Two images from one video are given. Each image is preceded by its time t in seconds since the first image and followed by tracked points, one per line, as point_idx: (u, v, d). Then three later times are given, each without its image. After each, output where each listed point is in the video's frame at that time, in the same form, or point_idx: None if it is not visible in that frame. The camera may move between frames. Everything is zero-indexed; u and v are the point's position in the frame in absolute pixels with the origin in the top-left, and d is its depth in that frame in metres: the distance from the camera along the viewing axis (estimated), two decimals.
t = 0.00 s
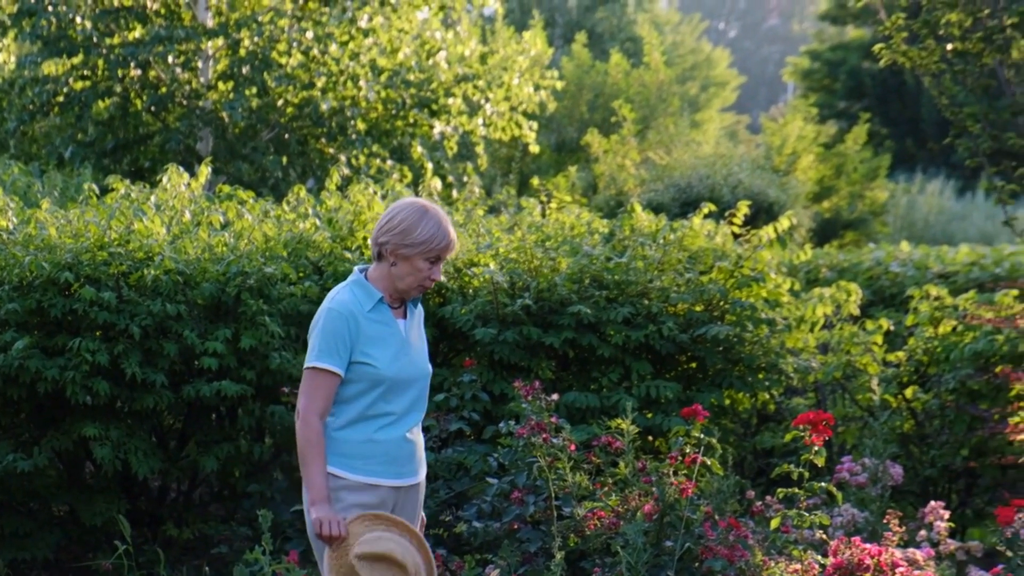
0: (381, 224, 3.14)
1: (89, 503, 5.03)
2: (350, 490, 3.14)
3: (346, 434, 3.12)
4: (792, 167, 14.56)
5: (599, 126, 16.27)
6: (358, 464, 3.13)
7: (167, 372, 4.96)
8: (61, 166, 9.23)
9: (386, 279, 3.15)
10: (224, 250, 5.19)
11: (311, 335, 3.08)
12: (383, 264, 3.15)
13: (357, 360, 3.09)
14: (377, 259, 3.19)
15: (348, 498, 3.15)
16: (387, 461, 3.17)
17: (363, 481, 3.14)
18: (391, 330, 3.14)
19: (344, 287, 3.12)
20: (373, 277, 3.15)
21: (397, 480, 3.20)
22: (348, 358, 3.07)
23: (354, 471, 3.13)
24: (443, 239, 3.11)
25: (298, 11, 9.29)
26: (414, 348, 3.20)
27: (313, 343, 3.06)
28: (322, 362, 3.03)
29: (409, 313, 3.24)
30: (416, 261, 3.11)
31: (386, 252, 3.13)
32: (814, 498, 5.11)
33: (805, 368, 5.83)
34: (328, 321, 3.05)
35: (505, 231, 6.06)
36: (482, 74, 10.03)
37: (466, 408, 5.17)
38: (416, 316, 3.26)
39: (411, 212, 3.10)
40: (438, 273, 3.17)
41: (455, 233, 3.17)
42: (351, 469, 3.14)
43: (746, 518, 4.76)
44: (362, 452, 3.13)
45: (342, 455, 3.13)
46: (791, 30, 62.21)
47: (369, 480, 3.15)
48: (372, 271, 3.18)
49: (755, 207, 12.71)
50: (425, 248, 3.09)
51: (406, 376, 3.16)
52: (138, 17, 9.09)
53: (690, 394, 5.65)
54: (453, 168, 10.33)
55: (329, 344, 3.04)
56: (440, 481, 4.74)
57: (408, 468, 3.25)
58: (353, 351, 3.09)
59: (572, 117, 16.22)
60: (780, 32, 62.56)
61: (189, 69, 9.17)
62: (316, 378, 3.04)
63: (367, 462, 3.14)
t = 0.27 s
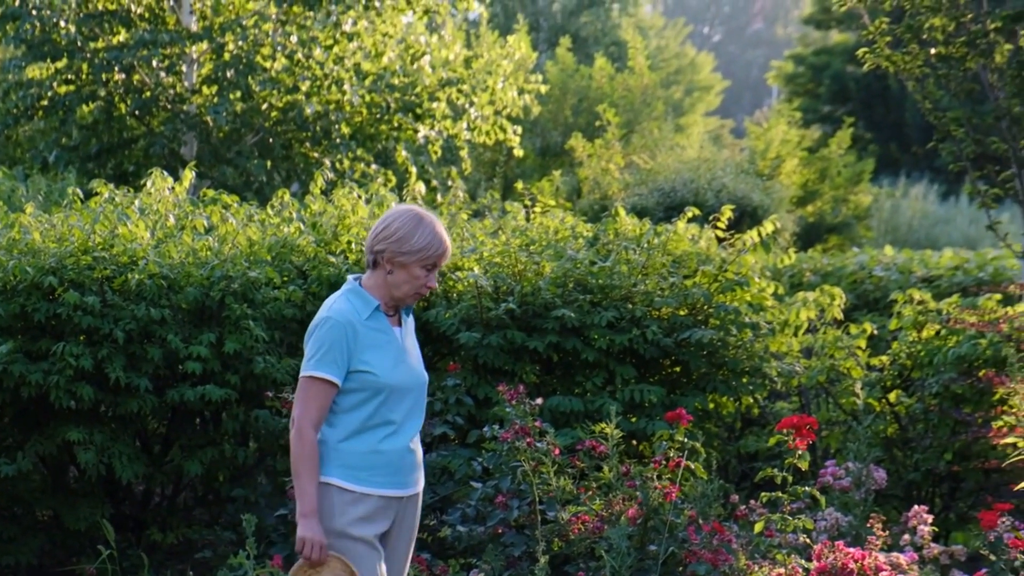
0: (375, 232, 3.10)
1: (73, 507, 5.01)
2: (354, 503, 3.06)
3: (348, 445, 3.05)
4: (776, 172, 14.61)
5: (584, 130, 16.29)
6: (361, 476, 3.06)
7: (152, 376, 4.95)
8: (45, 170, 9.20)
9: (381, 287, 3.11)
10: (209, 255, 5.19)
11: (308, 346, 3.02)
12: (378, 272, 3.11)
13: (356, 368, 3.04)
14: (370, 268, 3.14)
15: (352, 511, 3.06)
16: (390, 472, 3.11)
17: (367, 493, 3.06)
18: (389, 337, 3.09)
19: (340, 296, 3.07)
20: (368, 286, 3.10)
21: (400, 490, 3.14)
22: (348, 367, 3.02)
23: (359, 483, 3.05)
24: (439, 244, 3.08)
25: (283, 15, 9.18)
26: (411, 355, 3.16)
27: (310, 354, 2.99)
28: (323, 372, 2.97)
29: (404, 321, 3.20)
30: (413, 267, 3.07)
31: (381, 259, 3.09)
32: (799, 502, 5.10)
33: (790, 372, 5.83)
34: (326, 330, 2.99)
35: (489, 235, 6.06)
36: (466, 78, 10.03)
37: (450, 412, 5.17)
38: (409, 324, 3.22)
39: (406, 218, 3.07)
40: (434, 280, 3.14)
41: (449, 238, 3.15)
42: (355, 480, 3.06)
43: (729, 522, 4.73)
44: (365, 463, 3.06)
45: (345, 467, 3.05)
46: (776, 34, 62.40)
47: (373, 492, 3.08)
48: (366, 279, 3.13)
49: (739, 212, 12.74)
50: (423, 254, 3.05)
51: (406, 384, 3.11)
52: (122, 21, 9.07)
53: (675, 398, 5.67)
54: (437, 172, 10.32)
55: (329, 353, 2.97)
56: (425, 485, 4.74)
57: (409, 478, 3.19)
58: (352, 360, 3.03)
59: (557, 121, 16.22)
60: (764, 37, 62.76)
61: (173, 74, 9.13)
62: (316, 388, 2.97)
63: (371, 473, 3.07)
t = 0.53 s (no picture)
0: (368, 231, 3.03)
1: (52, 510, 5.00)
2: (359, 505, 2.99)
3: (351, 447, 2.98)
4: (757, 175, 14.67)
5: (565, 134, 16.32)
6: (364, 477, 2.99)
7: (132, 379, 4.94)
8: (25, 172, 9.18)
9: (377, 287, 3.04)
10: (189, 258, 5.18)
11: (306, 349, 2.94)
12: (373, 272, 3.04)
13: (356, 370, 2.97)
14: (363, 269, 3.07)
15: (356, 513, 2.99)
16: (394, 472, 3.05)
17: (371, 495, 3.00)
18: (386, 337, 3.03)
19: (335, 297, 3.00)
20: (363, 286, 3.03)
21: (404, 491, 3.08)
22: (349, 369, 2.95)
23: (365, 485, 2.99)
24: (434, 242, 3.03)
25: (263, 18, 9.23)
26: (408, 354, 3.10)
27: (309, 356, 2.92)
28: (323, 374, 2.90)
29: (397, 321, 3.14)
30: (408, 267, 3.01)
31: (375, 259, 3.02)
32: (779, 505, 5.14)
33: (770, 376, 5.88)
34: (325, 332, 2.92)
35: (470, 238, 6.06)
36: (447, 82, 10.03)
37: (431, 415, 5.18)
38: (402, 324, 3.16)
39: (399, 217, 3.00)
40: (428, 279, 3.09)
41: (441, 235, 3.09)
42: (359, 482, 2.98)
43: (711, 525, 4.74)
44: (370, 464, 3.00)
45: (350, 469, 2.98)
46: (757, 38, 62.64)
47: (376, 493, 3.01)
48: (359, 280, 3.06)
49: (721, 215, 12.78)
50: (418, 253, 2.99)
51: (406, 382, 3.04)
52: (103, 23, 9.03)
53: (655, 401, 5.68)
54: (418, 175, 10.33)
55: (329, 355, 2.90)
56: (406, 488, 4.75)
57: (411, 479, 3.13)
58: (352, 361, 2.96)
59: (538, 125, 16.24)
60: (745, 40, 62.99)
61: (154, 76, 9.15)
62: (316, 390, 2.90)
63: (375, 474, 3.01)
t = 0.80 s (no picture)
0: (360, 233, 2.96)
1: (31, 513, 4.98)
2: (360, 508, 2.91)
3: (351, 449, 2.91)
4: (737, 178, 14.73)
5: (545, 136, 16.35)
6: (367, 480, 2.92)
7: (111, 382, 4.93)
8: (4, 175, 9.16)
9: (370, 289, 2.97)
10: (169, 260, 5.17)
11: (300, 352, 2.87)
12: (366, 274, 2.97)
13: (353, 371, 2.90)
14: (354, 271, 3.00)
15: (358, 517, 2.91)
16: (393, 474, 2.98)
17: (372, 497, 2.92)
18: (380, 338, 2.96)
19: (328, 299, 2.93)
20: (355, 288, 2.96)
21: (404, 493, 3.00)
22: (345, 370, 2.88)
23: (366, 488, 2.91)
24: (428, 242, 2.96)
25: (244, 20, 9.24)
26: (403, 355, 3.03)
27: (304, 359, 2.85)
28: (318, 377, 2.83)
29: (390, 322, 3.07)
30: (402, 269, 2.93)
31: (367, 260, 2.95)
32: (759, 507, 5.18)
33: (750, 378, 5.94)
34: (319, 334, 2.85)
35: (450, 241, 6.07)
36: (428, 84, 10.02)
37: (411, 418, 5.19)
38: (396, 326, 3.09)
39: (392, 218, 2.94)
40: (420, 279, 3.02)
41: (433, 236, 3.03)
42: (359, 485, 2.91)
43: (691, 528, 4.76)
44: (370, 466, 2.92)
45: (351, 471, 2.90)
46: (737, 41, 62.85)
47: (377, 496, 2.93)
48: (352, 282, 2.99)
49: (700, 218, 12.83)
50: (412, 254, 2.92)
51: (402, 383, 2.98)
52: (83, 25, 9.00)
53: (635, 403, 5.70)
54: (399, 178, 10.32)
55: (324, 357, 2.83)
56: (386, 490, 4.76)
57: (410, 481, 3.05)
58: (347, 362, 2.89)
59: (518, 127, 16.26)
60: (725, 43, 63.21)
61: (133, 79, 9.11)
62: (313, 392, 2.83)
63: (376, 476, 2.93)
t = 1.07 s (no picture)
0: (354, 239, 2.94)
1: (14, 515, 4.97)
2: (354, 511, 2.92)
3: (346, 453, 2.91)
4: (720, 179, 14.78)
5: (528, 137, 16.37)
6: (362, 483, 2.93)
7: (94, 382, 4.92)
8: None
9: (364, 295, 2.97)
10: (152, 261, 5.17)
11: (295, 358, 2.87)
12: (360, 280, 2.96)
13: (348, 376, 2.90)
14: (347, 276, 2.99)
15: (354, 520, 2.92)
16: (389, 477, 2.98)
17: (366, 499, 2.93)
18: (374, 343, 2.96)
19: (321, 304, 2.92)
20: (350, 294, 2.96)
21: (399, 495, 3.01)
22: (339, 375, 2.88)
23: (360, 491, 2.92)
24: (423, 250, 2.95)
25: (227, 21, 9.20)
26: (396, 359, 3.04)
27: (298, 364, 2.85)
28: (314, 382, 2.83)
29: (382, 326, 3.06)
30: (397, 275, 2.93)
31: (362, 266, 2.94)
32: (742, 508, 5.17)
33: (733, 379, 5.97)
34: (313, 341, 2.85)
35: (433, 242, 6.09)
36: (410, 85, 10.02)
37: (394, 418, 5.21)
38: (388, 330, 3.09)
39: (387, 225, 2.92)
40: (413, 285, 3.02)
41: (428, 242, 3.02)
42: (354, 488, 2.92)
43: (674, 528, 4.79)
44: (364, 469, 2.93)
45: (346, 475, 2.91)
46: (720, 42, 63.00)
47: (372, 498, 2.94)
48: (344, 286, 2.98)
49: (683, 219, 12.87)
50: (408, 262, 2.92)
51: (396, 386, 2.98)
52: (66, 27, 8.98)
53: (618, 405, 5.73)
54: (382, 179, 10.31)
55: (319, 362, 2.83)
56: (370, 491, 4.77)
57: (405, 484, 3.07)
58: (342, 368, 2.89)
59: (501, 129, 16.28)
60: (708, 45, 63.37)
61: (116, 80, 9.11)
62: (311, 398, 2.83)
63: (371, 479, 2.94)
